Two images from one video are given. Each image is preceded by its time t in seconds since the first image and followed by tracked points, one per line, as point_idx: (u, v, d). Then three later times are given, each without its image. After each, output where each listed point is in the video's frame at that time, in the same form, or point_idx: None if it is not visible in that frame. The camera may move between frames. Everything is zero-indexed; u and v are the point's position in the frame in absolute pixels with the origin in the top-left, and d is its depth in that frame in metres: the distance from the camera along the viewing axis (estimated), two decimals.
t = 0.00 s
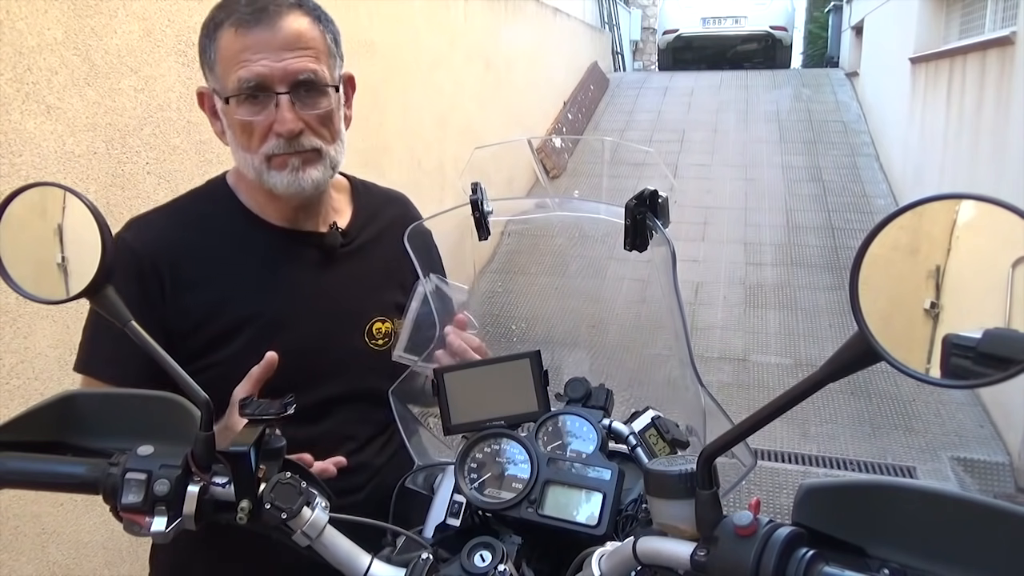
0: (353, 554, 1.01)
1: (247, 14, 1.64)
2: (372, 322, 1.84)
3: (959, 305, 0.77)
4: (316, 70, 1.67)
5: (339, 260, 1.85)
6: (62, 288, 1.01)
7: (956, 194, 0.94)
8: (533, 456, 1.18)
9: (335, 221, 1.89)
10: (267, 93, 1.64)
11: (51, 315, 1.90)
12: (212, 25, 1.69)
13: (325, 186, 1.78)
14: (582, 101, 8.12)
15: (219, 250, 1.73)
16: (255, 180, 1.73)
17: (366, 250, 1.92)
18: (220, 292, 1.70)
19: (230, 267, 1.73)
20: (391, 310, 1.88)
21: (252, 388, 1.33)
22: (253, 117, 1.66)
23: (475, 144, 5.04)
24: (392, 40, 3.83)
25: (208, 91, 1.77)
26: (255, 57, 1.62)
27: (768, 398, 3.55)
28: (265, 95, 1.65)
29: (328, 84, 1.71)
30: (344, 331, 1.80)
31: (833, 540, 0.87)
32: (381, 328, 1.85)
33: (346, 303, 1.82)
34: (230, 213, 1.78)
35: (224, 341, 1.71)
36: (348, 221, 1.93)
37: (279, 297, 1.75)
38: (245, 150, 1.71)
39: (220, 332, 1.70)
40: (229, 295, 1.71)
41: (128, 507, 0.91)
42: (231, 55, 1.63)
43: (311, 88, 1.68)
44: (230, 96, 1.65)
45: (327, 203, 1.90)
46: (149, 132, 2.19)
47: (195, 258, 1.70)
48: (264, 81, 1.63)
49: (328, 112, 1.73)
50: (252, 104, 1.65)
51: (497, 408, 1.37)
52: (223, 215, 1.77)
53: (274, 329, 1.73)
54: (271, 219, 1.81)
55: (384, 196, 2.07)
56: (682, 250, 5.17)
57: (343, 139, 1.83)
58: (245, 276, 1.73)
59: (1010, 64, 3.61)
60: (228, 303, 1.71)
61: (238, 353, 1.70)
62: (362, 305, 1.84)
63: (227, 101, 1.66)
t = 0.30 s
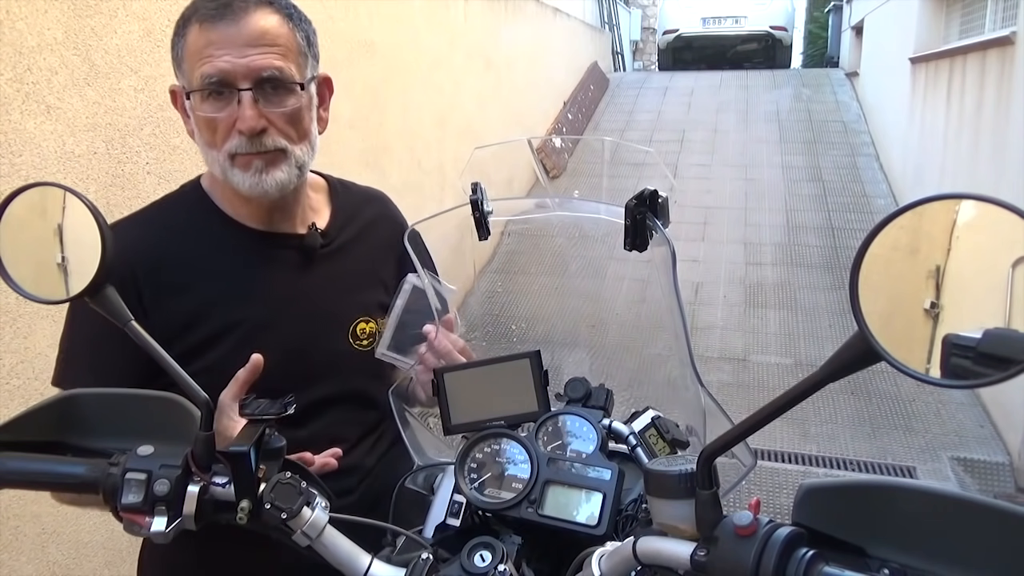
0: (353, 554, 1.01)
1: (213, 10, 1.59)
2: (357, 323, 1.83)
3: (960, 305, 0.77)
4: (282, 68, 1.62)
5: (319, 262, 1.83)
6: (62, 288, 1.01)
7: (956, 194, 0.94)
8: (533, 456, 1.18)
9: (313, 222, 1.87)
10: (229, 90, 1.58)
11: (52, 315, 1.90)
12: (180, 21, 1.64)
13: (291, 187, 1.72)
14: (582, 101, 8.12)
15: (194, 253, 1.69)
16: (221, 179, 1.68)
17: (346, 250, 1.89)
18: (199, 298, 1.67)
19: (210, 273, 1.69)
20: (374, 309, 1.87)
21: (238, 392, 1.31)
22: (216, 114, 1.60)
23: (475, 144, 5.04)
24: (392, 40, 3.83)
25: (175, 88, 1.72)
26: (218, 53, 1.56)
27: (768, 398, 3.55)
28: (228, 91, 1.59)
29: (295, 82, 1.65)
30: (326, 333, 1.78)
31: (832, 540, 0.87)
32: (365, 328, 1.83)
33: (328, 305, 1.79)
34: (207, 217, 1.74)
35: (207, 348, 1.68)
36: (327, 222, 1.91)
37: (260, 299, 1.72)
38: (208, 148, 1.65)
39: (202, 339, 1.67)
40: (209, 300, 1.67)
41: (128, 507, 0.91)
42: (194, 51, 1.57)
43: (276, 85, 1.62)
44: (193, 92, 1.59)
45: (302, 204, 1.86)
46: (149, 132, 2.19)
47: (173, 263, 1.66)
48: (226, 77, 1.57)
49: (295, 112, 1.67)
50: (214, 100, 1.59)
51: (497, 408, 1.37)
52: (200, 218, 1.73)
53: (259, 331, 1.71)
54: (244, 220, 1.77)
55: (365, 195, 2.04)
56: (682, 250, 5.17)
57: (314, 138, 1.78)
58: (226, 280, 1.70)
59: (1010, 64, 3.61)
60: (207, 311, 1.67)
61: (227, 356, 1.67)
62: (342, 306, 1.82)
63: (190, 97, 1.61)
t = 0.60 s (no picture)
0: (353, 554, 1.01)
1: (212, 13, 1.58)
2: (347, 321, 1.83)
3: (959, 305, 0.77)
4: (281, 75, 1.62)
5: (307, 263, 1.82)
6: (62, 288, 1.01)
7: (956, 194, 0.94)
8: (533, 456, 1.18)
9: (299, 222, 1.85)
10: (228, 96, 1.58)
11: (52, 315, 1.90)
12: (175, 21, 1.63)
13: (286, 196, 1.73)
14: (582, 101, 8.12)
15: (180, 257, 1.65)
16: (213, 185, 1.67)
17: (331, 250, 1.88)
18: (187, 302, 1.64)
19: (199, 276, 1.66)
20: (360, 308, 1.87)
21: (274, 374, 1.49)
22: (212, 119, 1.60)
23: (475, 144, 5.03)
24: (392, 40, 3.83)
25: (165, 88, 1.70)
26: (218, 58, 1.56)
27: (768, 398, 3.55)
28: (226, 98, 1.59)
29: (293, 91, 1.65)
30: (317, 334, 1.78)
31: (831, 539, 0.88)
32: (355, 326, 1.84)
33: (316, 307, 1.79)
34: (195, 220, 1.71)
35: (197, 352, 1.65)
36: (312, 221, 1.89)
37: (247, 304, 1.70)
38: (200, 152, 1.65)
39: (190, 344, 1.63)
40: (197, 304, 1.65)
41: (128, 507, 0.91)
42: (193, 54, 1.57)
43: (274, 93, 1.62)
44: (189, 96, 1.59)
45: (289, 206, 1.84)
46: (149, 132, 2.19)
47: (159, 267, 1.63)
48: (226, 84, 1.57)
49: (292, 120, 1.68)
50: (212, 106, 1.59)
51: (496, 408, 1.37)
52: (191, 219, 1.71)
53: (246, 335, 1.69)
54: (228, 223, 1.75)
55: (350, 193, 2.03)
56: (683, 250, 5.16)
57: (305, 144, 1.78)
58: (216, 283, 1.68)
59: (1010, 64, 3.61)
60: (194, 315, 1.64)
61: (216, 359, 1.65)
62: (330, 307, 1.82)
63: (186, 101, 1.60)
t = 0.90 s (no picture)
0: (353, 554, 1.01)
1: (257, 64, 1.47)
2: (339, 318, 1.84)
3: (959, 304, 0.77)
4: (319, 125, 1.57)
5: (297, 261, 1.81)
6: (62, 288, 1.01)
7: (956, 194, 0.94)
8: (533, 457, 1.19)
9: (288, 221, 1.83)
10: (274, 153, 1.53)
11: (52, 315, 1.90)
12: (202, 54, 1.49)
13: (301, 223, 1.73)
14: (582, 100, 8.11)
15: (172, 259, 1.65)
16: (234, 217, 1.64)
17: (320, 248, 1.88)
18: (184, 301, 1.64)
19: (194, 275, 1.66)
20: (351, 305, 1.88)
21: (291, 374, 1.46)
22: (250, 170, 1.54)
23: (475, 144, 5.04)
24: (391, 40, 3.83)
25: (174, 109, 1.57)
26: (266, 115, 1.48)
27: (768, 398, 3.55)
28: (272, 154, 1.53)
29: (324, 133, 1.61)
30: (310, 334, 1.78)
31: (830, 539, 0.88)
32: (348, 323, 1.85)
33: (306, 306, 1.79)
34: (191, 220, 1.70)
35: (193, 351, 1.64)
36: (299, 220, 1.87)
37: (241, 306, 1.70)
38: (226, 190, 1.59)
39: (185, 342, 1.63)
40: (191, 303, 1.64)
41: (128, 507, 0.91)
42: (237, 108, 1.47)
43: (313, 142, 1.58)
44: (230, 148, 1.50)
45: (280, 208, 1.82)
46: (149, 132, 2.19)
47: (155, 266, 1.63)
48: (274, 142, 1.50)
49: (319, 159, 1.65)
50: (255, 160, 1.52)
51: (495, 407, 1.38)
52: (189, 220, 1.70)
53: (242, 335, 1.69)
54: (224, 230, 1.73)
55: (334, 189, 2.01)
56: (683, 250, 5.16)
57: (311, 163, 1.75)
58: (211, 284, 1.68)
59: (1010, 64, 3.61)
60: (189, 314, 1.64)
61: (213, 359, 1.66)
62: (321, 307, 1.82)
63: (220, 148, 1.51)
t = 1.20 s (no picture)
0: (353, 554, 1.01)
1: (250, 69, 1.46)
2: (339, 319, 1.84)
3: (959, 303, 0.77)
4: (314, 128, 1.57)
5: (297, 261, 1.81)
6: (62, 288, 1.01)
7: (956, 194, 0.94)
8: (533, 457, 1.19)
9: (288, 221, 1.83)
10: (268, 158, 1.53)
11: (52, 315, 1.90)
12: (194, 59, 1.48)
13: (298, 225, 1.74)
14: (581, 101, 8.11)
15: (172, 260, 1.65)
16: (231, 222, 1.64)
17: (320, 247, 1.87)
18: (184, 301, 1.64)
19: (193, 276, 1.66)
20: (352, 304, 1.88)
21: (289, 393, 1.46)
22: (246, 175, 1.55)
23: (475, 144, 5.04)
24: (391, 40, 3.83)
25: (169, 114, 1.57)
26: (259, 121, 1.48)
27: (768, 398, 3.55)
28: (266, 159, 1.53)
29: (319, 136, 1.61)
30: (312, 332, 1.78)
31: (830, 539, 0.88)
32: (347, 324, 1.85)
33: (306, 306, 1.79)
34: (191, 221, 1.70)
35: (193, 352, 1.64)
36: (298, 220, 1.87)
37: (241, 306, 1.70)
38: (223, 195, 1.59)
39: (184, 342, 1.63)
40: (191, 304, 1.64)
41: (128, 507, 0.91)
42: (231, 115, 1.47)
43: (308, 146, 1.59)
44: (223, 153, 1.50)
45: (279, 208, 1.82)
46: (149, 132, 2.19)
47: (153, 266, 1.63)
48: (268, 147, 1.51)
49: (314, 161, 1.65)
50: (250, 165, 1.53)
51: (495, 408, 1.38)
52: (190, 220, 1.71)
53: (242, 335, 1.69)
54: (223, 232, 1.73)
55: (333, 187, 2.01)
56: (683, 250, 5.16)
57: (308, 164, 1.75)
58: (211, 284, 1.68)
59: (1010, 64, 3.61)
60: (189, 314, 1.64)
61: (213, 360, 1.66)
62: (323, 306, 1.82)
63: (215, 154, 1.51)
